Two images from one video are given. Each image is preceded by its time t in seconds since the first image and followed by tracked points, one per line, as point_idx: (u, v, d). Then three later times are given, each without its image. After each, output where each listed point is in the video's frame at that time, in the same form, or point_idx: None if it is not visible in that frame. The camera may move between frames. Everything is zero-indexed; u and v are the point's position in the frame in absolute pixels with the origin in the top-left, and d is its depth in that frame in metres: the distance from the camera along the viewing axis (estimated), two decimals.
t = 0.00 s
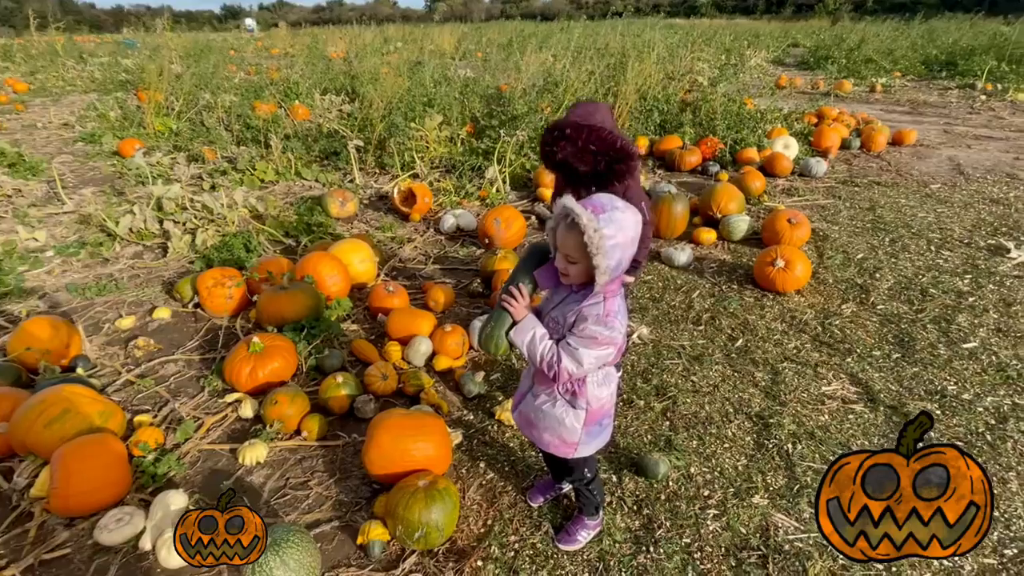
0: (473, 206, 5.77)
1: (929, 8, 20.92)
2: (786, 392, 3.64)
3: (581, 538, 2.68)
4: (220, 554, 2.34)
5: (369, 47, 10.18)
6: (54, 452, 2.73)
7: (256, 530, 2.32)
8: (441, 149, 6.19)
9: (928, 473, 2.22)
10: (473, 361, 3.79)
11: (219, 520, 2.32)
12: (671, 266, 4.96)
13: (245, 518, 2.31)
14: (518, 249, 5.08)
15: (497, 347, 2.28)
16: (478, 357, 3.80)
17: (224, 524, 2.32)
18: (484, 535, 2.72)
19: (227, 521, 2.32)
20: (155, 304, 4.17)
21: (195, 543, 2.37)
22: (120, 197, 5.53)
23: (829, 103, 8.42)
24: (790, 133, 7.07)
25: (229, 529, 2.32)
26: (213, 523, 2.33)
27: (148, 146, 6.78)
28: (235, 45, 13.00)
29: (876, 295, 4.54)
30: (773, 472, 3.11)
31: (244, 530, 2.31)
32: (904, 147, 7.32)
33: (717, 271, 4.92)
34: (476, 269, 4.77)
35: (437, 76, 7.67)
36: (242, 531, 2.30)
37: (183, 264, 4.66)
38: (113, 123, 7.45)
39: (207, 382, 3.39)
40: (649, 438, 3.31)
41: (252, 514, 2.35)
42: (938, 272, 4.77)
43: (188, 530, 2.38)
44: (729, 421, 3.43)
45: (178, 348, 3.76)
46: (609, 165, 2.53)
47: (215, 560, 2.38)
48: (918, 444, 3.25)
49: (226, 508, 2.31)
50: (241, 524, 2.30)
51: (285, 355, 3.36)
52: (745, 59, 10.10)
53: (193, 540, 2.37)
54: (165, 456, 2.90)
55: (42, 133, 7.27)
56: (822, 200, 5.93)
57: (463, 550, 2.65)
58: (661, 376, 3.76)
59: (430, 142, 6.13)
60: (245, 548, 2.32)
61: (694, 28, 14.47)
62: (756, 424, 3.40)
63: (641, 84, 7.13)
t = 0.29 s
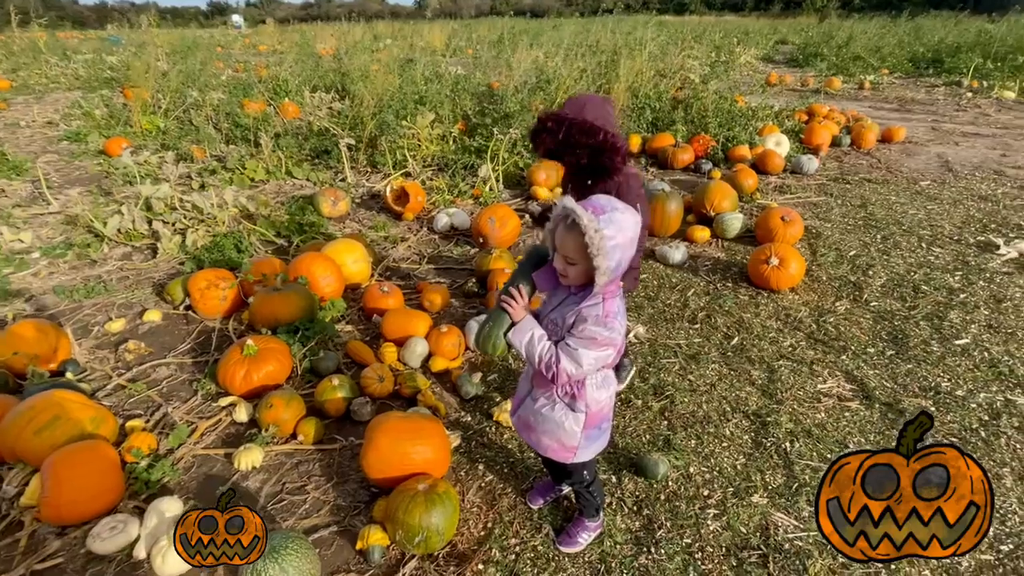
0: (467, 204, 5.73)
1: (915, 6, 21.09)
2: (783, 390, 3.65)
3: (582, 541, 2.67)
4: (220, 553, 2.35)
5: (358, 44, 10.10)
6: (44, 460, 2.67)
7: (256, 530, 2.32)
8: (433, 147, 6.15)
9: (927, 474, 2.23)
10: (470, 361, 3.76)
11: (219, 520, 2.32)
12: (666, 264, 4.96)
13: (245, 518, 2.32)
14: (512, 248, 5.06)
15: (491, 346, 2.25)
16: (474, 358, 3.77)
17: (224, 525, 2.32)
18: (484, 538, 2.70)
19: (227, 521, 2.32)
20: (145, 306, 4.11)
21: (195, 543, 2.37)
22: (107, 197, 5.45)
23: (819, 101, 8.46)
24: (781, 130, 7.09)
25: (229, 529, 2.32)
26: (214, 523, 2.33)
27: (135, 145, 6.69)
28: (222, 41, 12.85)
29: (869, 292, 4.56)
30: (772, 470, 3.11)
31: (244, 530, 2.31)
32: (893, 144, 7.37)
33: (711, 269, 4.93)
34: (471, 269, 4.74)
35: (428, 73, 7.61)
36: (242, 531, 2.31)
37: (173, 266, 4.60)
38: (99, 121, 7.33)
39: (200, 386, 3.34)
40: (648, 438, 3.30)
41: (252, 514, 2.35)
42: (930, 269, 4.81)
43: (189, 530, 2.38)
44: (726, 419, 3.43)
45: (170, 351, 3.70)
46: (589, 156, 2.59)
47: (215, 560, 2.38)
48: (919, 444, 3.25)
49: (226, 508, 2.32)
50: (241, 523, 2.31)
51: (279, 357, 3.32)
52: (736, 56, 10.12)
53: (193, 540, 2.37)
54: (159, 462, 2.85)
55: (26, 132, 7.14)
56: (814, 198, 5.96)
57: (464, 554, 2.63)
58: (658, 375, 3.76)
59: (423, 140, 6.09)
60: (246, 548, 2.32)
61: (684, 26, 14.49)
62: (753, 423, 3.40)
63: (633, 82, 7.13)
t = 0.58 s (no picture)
0: (460, 203, 5.71)
1: (900, 4, 21.27)
2: (780, 386, 3.66)
3: (584, 541, 2.66)
4: (220, 554, 2.37)
5: (347, 41, 10.01)
6: (37, 468, 2.62)
7: (256, 530, 2.37)
8: (425, 146, 6.12)
9: (927, 473, 2.34)
10: (468, 361, 3.74)
11: (219, 520, 2.36)
12: (661, 262, 4.96)
13: (245, 518, 2.37)
14: (507, 246, 5.04)
15: (493, 342, 2.24)
16: (472, 358, 3.75)
17: (224, 524, 2.36)
18: (487, 540, 2.67)
19: (227, 521, 2.36)
20: (136, 309, 4.04)
21: (194, 544, 2.38)
22: (93, 198, 5.35)
23: (808, 98, 8.51)
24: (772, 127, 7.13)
25: (228, 529, 2.36)
26: (213, 523, 2.36)
27: (121, 143, 6.59)
28: (208, 39, 12.68)
29: (863, 288, 4.59)
30: (772, 467, 3.12)
31: (244, 530, 2.36)
32: (882, 141, 7.44)
33: (706, 267, 4.94)
34: (466, 268, 4.71)
35: (418, 71, 7.56)
36: (242, 531, 2.36)
37: (163, 267, 4.53)
38: (83, 120, 7.20)
39: (194, 389, 3.29)
40: (648, 437, 3.29)
41: (252, 514, 2.41)
42: (921, 265, 4.85)
43: (189, 530, 2.39)
44: (725, 417, 3.43)
45: (162, 354, 3.63)
46: (595, 152, 2.67)
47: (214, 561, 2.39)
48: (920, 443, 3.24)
49: (226, 508, 2.37)
50: (241, 524, 2.36)
51: (275, 360, 3.27)
52: (725, 53, 10.15)
53: (192, 541, 2.37)
54: (154, 467, 2.80)
55: (8, 131, 7.00)
56: (805, 194, 5.99)
57: (467, 556, 2.60)
58: (656, 373, 3.75)
59: (414, 138, 6.06)
60: (246, 548, 2.37)
61: (672, 23, 14.53)
62: (752, 420, 3.41)
63: (624, 80, 7.13)
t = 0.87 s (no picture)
0: (452, 203, 5.67)
1: (879, 2, 21.49)
2: (778, 383, 3.67)
3: (590, 543, 2.61)
4: (220, 553, 2.37)
5: (332, 39, 9.92)
6: (25, 481, 2.53)
7: (256, 530, 2.39)
8: (415, 145, 6.08)
9: (927, 473, 2.24)
10: (466, 363, 3.69)
11: (219, 520, 2.35)
12: (655, 260, 4.95)
13: (245, 518, 2.37)
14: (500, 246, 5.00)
15: (501, 349, 2.13)
16: (470, 359, 3.70)
17: (224, 524, 2.35)
18: (491, 544, 2.62)
19: (227, 521, 2.36)
20: (123, 314, 3.94)
21: (193, 544, 2.36)
22: (75, 200, 5.24)
23: (794, 95, 8.58)
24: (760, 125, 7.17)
25: (228, 529, 2.36)
26: (213, 523, 2.35)
27: (103, 144, 6.46)
28: (189, 37, 12.49)
29: (855, 284, 4.62)
30: (773, 464, 3.11)
31: (244, 530, 2.37)
32: (867, 138, 7.51)
33: (700, 264, 4.94)
34: (460, 268, 4.67)
35: (406, 69, 7.51)
36: (243, 531, 2.36)
37: (150, 271, 4.45)
38: (62, 120, 7.05)
39: (187, 396, 3.20)
40: (649, 436, 3.27)
41: (252, 514, 2.41)
42: (911, 261, 4.89)
43: (188, 530, 2.37)
44: (725, 415, 3.42)
45: (152, 360, 3.54)
46: (592, 148, 2.64)
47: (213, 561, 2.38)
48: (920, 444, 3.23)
49: (226, 508, 2.36)
50: (241, 523, 2.36)
51: (270, 364, 3.20)
52: (711, 51, 10.21)
53: (191, 541, 2.36)
54: (148, 477, 2.72)
55: None
56: (796, 191, 6.02)
57: (472, 561, 2.55)
58: (655, 372, 3.73)
59: (404, 137, 6.01)
60: (245, 548, 2.38)
61: (657, 21, 14.59)
62: (752, 417, 3.41)
63: (613, 78, 7.13)
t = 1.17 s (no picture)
0: (440, 203, 5.62)
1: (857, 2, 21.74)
2: (771, 380, 3.66)
3: (590, 545, 2.56)
4: (220, 554, 2.35)
5: (315, 40, 9.83)
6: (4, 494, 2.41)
7: (256, 530, 2.39)
8: (402, 146, 6.04)
9: (927, 473, 2.31)
10: (459, 365, 3.63)
11: (219, 520, 2.34)
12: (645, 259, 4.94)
13: (245, 518, 2.37)
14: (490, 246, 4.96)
15: (503, 358, 2.07)
16: (463, 361, 3.65)
17: (224, 525, 2.34)
18: (490, 549, 2.56)
19: (227, 521, 2.35)
20: (105, 320, 3.84)
21: (193, 544, 2.33)
22: (53, 205, 5.12)
23: (777, 94, 8.64)
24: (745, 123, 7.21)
25: (228, 530, 2.35)
26: (213, 523, 2.33)
27: (81, 147, 6.33)
28: (168, 38, 12.31)
29: (844, 280, 4.63)
30: (770, 461, 3.09)
31: (244, 530, 2.36)
32: (850, 135, 7.58)
33: (690, 262, 4.94)
34: (450, 269, 4.62)
35: (391, 70, 7.45)
36: (243, 531, 2.35)
37: (132, 275, 4.35)
38: (38, 123, 6.90)
39: (173, 404, 3.12)
40: (646, 435, 3.23)
41: (251, 514, 2.41)
42: (897, 256, 4.91)
43: (188, 529, 2.35)
44: (720, 412, 3.40)
45: (136, 367, 3.45)
46: (562, 146, 2.88)
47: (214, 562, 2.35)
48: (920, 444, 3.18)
49: (226, 508, 2.36)
50: (241, 523, 2.36)
51: (259, 369, 3.12)
52: (694, 50, 10.27)
53: (191, 541, 2.34)
54: (134, 488, 2.63)
55: None
56: (782, 188, 6.06)
57: (471, 567, 2.49)
58: (649, 371, 3.70)
59: (391, 138, 5.96)
60: (245, 548, 2.37)
61: (640, 21, 14.65)
62: (747, 415, 3.39)
63: (599, 77, 7.14)
